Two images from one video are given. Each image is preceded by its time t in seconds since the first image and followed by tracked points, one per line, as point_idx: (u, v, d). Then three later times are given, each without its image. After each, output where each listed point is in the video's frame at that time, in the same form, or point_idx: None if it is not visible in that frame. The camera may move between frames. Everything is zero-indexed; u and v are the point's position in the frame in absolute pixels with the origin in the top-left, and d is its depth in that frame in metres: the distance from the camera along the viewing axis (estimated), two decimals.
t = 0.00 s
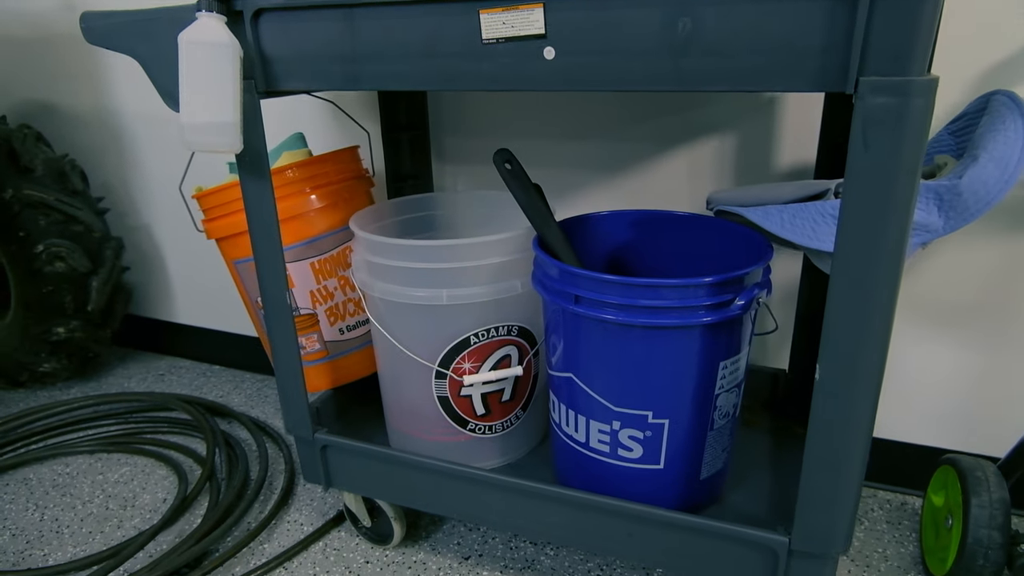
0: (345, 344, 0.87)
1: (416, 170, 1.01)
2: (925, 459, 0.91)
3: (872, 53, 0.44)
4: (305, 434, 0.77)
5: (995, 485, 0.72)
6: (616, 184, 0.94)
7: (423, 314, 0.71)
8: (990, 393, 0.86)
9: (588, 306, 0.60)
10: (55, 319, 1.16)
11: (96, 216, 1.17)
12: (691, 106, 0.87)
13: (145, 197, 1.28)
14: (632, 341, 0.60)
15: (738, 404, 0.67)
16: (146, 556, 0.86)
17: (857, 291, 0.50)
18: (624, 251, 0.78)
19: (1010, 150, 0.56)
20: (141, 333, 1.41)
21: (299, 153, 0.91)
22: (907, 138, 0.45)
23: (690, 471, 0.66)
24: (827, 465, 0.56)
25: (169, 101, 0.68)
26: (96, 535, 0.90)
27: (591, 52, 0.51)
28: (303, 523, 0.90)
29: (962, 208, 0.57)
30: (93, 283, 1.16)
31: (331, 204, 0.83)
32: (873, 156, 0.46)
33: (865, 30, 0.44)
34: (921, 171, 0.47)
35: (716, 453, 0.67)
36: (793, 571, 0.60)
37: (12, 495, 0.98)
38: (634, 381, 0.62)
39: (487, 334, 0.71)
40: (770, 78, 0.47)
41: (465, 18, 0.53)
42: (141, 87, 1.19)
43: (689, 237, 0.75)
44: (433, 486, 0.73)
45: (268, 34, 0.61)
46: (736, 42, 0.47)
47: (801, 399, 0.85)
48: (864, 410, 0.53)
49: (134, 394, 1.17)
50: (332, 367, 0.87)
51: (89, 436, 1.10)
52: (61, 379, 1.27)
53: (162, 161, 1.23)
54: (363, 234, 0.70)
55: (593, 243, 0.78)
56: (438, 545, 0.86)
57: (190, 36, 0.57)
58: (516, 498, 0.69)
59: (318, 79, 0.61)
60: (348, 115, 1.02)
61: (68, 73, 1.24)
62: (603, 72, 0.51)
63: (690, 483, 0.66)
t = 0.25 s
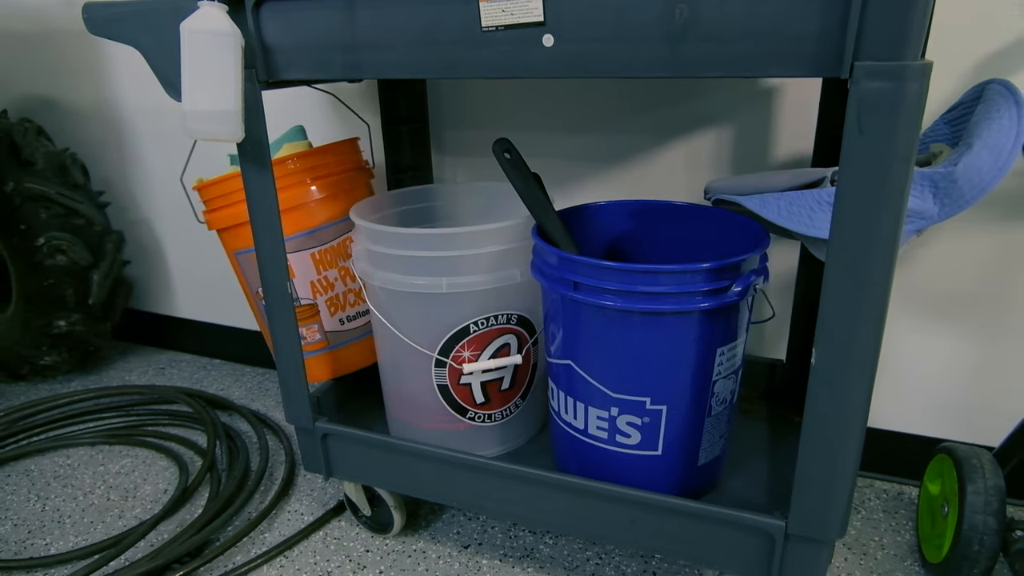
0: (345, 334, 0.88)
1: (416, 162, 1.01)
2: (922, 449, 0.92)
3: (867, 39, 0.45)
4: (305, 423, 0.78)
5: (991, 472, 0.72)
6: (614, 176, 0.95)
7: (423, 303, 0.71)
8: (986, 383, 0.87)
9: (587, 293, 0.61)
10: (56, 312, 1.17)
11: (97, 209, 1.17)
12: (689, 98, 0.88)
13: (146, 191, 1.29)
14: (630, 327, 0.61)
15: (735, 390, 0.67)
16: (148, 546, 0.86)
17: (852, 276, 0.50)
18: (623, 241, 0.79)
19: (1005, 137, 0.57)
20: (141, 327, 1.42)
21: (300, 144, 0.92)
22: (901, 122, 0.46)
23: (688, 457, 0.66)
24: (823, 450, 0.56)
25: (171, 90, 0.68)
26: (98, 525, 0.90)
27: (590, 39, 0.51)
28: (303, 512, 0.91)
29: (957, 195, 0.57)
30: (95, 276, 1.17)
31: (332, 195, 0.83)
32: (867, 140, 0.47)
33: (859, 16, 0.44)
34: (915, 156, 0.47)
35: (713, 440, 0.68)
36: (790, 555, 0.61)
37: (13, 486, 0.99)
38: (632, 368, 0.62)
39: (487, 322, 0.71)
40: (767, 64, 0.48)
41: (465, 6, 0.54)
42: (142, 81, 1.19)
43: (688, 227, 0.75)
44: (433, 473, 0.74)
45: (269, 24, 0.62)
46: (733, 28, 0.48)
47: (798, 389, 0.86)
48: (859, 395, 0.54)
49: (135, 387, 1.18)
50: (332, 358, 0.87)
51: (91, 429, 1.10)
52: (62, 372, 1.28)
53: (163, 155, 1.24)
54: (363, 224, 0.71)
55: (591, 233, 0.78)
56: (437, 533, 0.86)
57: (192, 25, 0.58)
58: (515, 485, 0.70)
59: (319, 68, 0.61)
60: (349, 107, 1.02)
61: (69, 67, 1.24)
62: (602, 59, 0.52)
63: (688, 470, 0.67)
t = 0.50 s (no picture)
0: (345, 324, 0.88)
1: (416, 155, 1.02)
2: (919, 438, 0.93)
3: (862, 22, 0.45)
4: (306, 411, 0.78)
5: (986, 458, 0.73)
6: (613, 167, 0.95)
7: (424, 290, 0.72)
8: (982, 372, 0.88)
9: (586, 279, 0.61)
10: (57, 304, 1.17)
11: (98, 203, 1.18)
12: (687, 89, 0.88)
13: (146, 185, 1.29)
14: (628, 312, 0.61)
15: (732, 376, 0.68)
16: (149, 534, 0.87)
17: (848, 258, 0.51)
18: (621, 232, 0.79)
19: (998, 122, 0.57)
20: (142, 321, 1.42)
21: (301, 135, 0.93)
22: (897, 105, 0.46)
23: (686, 443, 0.67)
24: (820, 432, 0.57)
25: (173, 79, 0.69)
26: (99, 514, 0.91)
27: (588, 25, 0.52)
28: (304, 502, 0.92)
29: (952, 180, 0.58)
30: (96, 269, 1.17)
31: (332, 185, 0.84)
32: (863, 123, 0.47)
33: None
34: (910, 138, 0.48)
35: (711, 426, 0.68)
36: (787, 538, 0.62)
37: (15, 476, 0.99)
38: (630, 353, 0.63)
39: (486, 310, 0.72)
40: (764, 48, 0.48)
41: None
42: (142, 75, 1.20)
43: (685, 217, 0.76)
44: (433, 461, 0.74)
45: (271, 11, 0.62)
46: (730, 12, 0.48)
47: (795, 378, 0.87)
48: (856, 377, 0.54)
49: (136, 380, 1.18)
50: (332, 347, 0.88)
51: (92, 420, 1.11)
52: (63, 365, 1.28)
53: (163, 149, 1.24)
54: (364, 212, 0.71)
55: (590, 223, 0.79)
56: (438, 522, 0.87)
57: (194, 13, 0.58)
58: (515, 470, 0.70)
59: (320, 55, 0.62)
60: (349, 100, 1.03)
61: (70, 61, 1.25)
62: (600, 45, 0.52)
63: (686, 455, 0.67)
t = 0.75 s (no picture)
0: (346, 313, 0.89)
1: (416, 146, 1.02)
2: (917, 427, 0.93)
3: (858, 4, 0.46)
4: (307, 398, 0.79)
5: (982, 444, 0.74)
6: (612, 158, 0.96)
7: (424, 277, 0.72)
8: (979, 360, 0.88)
9: (585, 264, 0.62)
10: (59, 297, 1.18)
11: (100, 195, 1.18)
12: (686, 79, 0.89)
13: (147, 179, 1.30)
14: (627, 297, 0.62)
15: (730, 362, 0.69)
16: (150, 522, 0.87)
17: (844, 240, 0.51)
18: (620, 221, 0.80)
19: (992, 108, 0.58)
20: (143, 315, 1.43)
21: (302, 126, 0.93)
22: (891, 87, 0.47)
23: (684, 428, 0.67)
24: (816, 414, 0.57)
25: (175, 68, 0.69)
26: (101, 503, 0.91)
27: (586, 9, 0.52)
28: (305, 491, 0.92)
29: (947, 164, 0.58)
30: (97, 261, 1.18)
31: (332, 174, 0.84)
32: (858, 105, 0.48)
33: None
34: (905, 120, 0.48)
35: (709, 411, 0.69)
36: (784, 521, 0.62)
37: (18, 466, 1.00)
38: (629, 337, 0.63)
39: (486, 297, 0.72)
40: (760, 31, 0.49)
41: None
42: (143, 68, 1.21)
43: (684, 205, 0.76)
44: (433, 447, 0.75)
45: None
46: None
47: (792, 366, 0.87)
48: (851, 359, 0.55)
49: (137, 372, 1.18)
50: (333, 336, 0.88)
51: (94, 411, 1.11)
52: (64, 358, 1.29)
53: (164, 142, 1.25)
54: (364, 199, 0.72)
55: (589, 213, 0.80)
56: (438, 510, 0.87)
57: None
58: (515, 456, 0.71)
59: (321, 43, 0.62)
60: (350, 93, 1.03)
61: (71, 55, 1.25)
62: (599, 29, 0.53)
63: (684, 440, 0.68)
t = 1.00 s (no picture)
0: (345, 304, 0.89)
1: (416, 139, 1.03)
2: (914, 418, 0.94)
3: None
4: (307, 387, 0.79)
5: (978, 432, 0.74)
6: (611, 150, 0.96)
7: (424, 265, 0.73)
8: (976, 351, 0.89)
9: (584, 251, 0.62)
10: (59, 289, 1.18)
11: (101, 188, 1.19)
12: (684, 71, 0.89)
13: (148, 172, 1.30)
14: (625, 283, 0.62)
15: (728, 350, 0.69)
16: (151, 512, 0.88)
17: (840, 224, 0.52)
18: (618, 211, 0.80)
19: (987, 95, 0.58)
20: (143, 309, 1.43)
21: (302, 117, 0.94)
22: (887, 71, 0.47)
23: (682, 415, 0.68)
24: (813, 399, 0.58)
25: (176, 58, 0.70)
26: (101, 493, 0.91)
27: None
28: (305, 480, 0.92)
29: (943, 152, 0.58)
30: (97, 254, 1.18)
31: (332, 165, 0.85)
32: (854, 90, 0.48)
33: None
34: (900, 105, 0.49)
35: (707, 398, 0.69)
36: (781, 506, 0.63)
37: (19, 457, 1.00)
38: (627, 324, 0.64)
39: (485, 285, 0.73)
40: (757, 17, 0.49)
41: None
42: (144, 62, 1.21)
43: (681, 195, 0.77)
44: (433, 435, 0.75)
45: None
46: None
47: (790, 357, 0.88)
48: (848, 343, 0.55)
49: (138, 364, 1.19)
50: (333, 327, 0.88)
51: (95, 403, 1.12)
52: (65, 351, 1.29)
53: (164, 136, 1.25)
54: (365, 188, 0.72)
55: (587, 203, 0.80)
56: (437, 499, 0.88)
57: None
58: (514, 443, 0.71)
59: (322, 31, 0.63)
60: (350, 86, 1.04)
61: (72, 49, 1.26)
62: (597, 16, 0.53)
63: (682, 427, 0.68)
